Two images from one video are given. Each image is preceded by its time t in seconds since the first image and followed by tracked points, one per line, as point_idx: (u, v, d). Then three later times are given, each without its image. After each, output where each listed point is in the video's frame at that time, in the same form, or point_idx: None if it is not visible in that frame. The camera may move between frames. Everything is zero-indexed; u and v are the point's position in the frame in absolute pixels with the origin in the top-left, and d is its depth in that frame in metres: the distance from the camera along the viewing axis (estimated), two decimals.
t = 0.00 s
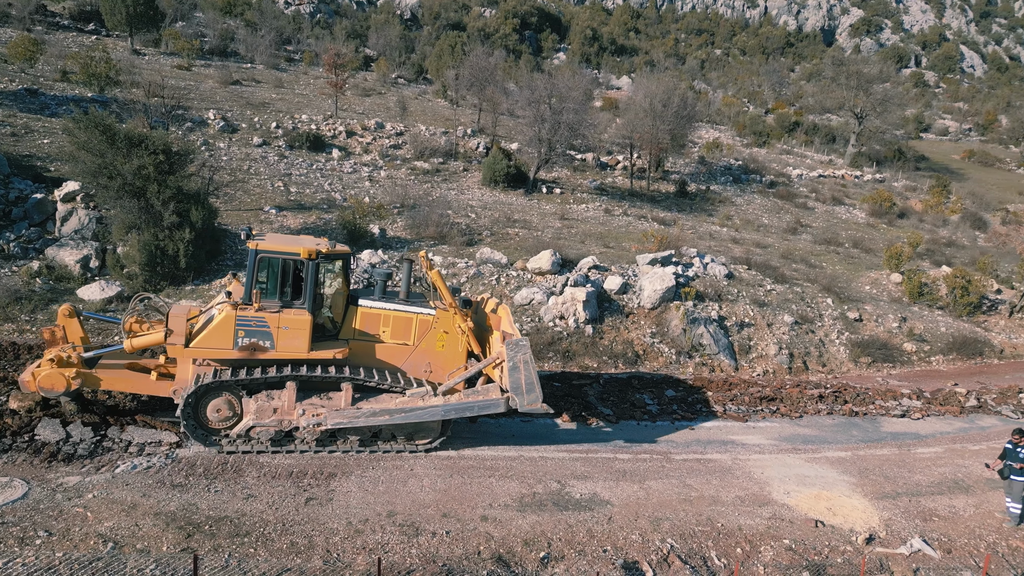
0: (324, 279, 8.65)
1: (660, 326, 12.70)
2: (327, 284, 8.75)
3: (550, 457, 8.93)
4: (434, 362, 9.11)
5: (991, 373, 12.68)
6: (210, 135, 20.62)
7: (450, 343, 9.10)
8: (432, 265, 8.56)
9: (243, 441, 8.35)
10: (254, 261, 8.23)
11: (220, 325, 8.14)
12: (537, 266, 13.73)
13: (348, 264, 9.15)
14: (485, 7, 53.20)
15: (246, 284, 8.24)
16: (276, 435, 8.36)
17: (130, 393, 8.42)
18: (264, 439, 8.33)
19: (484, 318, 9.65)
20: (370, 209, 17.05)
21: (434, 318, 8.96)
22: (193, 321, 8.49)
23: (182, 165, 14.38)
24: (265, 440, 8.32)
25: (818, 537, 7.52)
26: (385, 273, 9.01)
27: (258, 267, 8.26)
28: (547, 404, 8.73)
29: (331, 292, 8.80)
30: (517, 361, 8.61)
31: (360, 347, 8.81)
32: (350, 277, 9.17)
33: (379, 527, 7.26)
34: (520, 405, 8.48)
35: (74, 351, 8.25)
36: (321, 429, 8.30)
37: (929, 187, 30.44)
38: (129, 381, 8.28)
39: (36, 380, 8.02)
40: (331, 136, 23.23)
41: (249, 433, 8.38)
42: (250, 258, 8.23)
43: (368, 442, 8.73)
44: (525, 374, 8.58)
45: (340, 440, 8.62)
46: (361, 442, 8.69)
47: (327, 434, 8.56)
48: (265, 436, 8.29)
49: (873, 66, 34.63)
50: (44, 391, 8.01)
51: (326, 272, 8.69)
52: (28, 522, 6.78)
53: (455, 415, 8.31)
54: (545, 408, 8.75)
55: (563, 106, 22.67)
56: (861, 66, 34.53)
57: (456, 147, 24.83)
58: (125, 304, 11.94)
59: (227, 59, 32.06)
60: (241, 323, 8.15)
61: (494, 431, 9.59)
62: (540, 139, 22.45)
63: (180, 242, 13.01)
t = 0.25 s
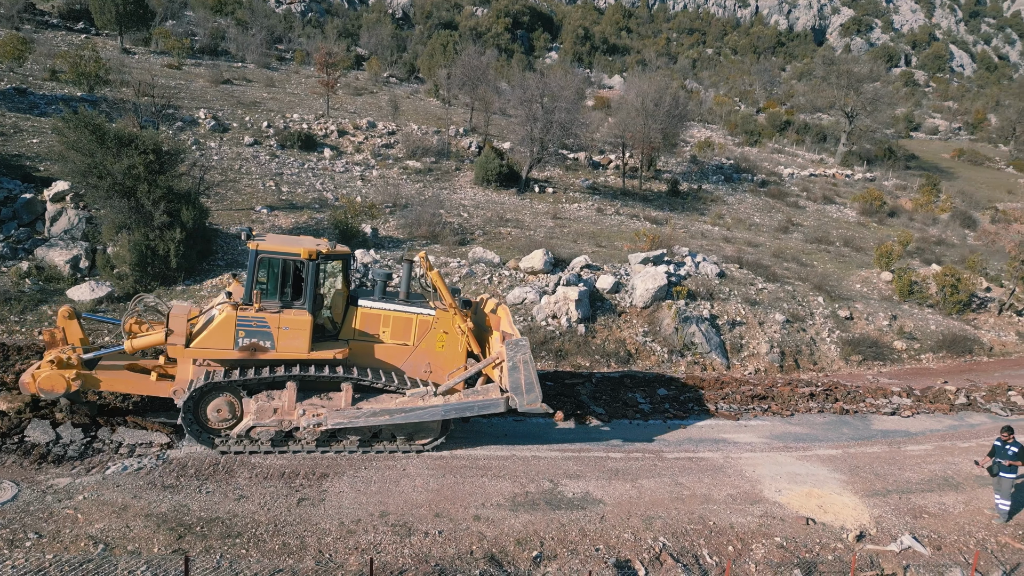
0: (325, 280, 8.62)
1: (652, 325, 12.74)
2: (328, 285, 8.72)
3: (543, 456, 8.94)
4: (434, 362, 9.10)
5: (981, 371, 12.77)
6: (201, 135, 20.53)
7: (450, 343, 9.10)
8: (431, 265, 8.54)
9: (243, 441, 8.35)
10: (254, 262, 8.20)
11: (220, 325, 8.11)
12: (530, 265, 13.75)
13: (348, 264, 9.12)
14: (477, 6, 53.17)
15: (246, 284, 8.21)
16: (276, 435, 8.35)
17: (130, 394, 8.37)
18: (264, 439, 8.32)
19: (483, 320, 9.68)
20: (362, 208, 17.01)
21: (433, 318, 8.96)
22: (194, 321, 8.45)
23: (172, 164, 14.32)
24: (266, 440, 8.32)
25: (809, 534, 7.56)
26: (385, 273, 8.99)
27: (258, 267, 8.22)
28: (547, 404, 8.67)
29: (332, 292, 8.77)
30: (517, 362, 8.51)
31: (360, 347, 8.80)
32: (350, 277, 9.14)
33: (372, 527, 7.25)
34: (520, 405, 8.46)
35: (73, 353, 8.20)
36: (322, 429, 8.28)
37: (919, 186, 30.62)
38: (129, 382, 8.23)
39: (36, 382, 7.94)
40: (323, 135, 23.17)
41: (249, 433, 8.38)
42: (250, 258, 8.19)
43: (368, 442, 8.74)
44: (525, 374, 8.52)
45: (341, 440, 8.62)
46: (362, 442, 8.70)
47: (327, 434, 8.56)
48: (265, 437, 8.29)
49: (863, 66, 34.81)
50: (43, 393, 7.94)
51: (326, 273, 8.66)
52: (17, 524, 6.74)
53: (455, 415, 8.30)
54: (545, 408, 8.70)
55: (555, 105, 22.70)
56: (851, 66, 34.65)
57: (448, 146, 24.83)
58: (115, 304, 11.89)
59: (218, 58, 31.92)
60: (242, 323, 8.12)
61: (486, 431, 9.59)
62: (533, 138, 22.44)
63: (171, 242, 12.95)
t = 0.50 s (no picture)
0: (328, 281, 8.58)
1: (644, 324, 12.77)
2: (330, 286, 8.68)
3: (535, 455, 8.95)
4: (436, 363, 9.10)
5: (970, 368, 12.87)
6: (191, 134, 20.44)
7: (452, 344, 9.09)
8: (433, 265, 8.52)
9: (246, 442, 8.35)
10: (257, 263, 8.14)
11: (223, 326, 8.05)
12: (522, 264, 13.77)
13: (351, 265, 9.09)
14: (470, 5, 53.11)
15: (249, 285, 8.15)
16: (279, 436, 8.36)
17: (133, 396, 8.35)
18: (267, 439, 8.34)
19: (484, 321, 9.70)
20: (354, 208, 16.97)
21: (436, 319, 8.96)
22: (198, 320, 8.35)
23: (162, 164, 14.25)
24: (269, 440, 8.33)
25: (800, 532, 7.59)
26: (388, 274, 8.98)
27: (262, 268, 8.16)
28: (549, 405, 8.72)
29: (335, 293, 8.73)
30: (520, 362, 8.53)
31: (363, 348, 8.79)
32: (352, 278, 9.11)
33: (364, 527, 7.24)
34: (522, 406, 8.50)
35: (75, 356, 8.18)
36: (325, 430, 8.29)
37: (909, 185, 30.80)
38: (132, 384, 8.21)
39: (38, 385, 7.90)
40: (314, 134, 23.10)
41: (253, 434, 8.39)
42: (253, 259, 8.13)
43: (371, 442, 8.76)
44: (528, 375, 8.55)
45: (345, 440, 8.63)
46: (365, 443, 8.71)
47: (331, 434, 8.57)
48: (269, 437, 8.30)
49: (854, 65, 34.96)
50: (45, 396, 7.90)
51: (329, 274, 8.61)
52: (7, 526, 6.70)
53: (458, 416, 8.30)
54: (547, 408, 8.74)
55: (547, 104, 22.72)
56: (842, 65, 34.79)
57: (440, 145, 24.81)
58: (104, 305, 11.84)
59: (208, 56, 31.77)
60: (245, 324, 8.07)
61: (479, 430, 9.60)
62: (525, 138, 22.42)
63: (161, 242, 12.89)
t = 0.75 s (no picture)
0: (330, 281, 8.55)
1: (636, 323, 12.81)
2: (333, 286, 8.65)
3: (528, 454, 8.96)
4: (438, 363, 9.08)
5: (959, 365, 12.98)
6: (182, 133, 20.34)
7: (454, 344, 9.08)
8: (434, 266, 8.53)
9: (249, 442, 8.37)
10: (260, 263, 8.10)
11: (227, 326, 8.00)
12: (515, 264, 13.79)
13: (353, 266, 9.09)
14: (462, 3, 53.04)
15: (252, 285, 8.12)
16: (283, 436, 8.39)
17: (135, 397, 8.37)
18: (271, 439, 8.36)
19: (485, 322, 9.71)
20: (346, 207, 16.93)
21: (438, 319, 8.95)
22: (201, 320, 8.26)
23: (153, 164, 14.18)
24: (272, 440, 8.35)
25: (792, 529, 7.64)
26: (389, 275, 8.98)
27: (264, 269, 8.12)
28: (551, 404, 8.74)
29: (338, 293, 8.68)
30: (522, 362, 8.54)
31: (365, 348, 8.77)
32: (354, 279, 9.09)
33: (357, 528, 7.24)
34: (524, 406, 8.51)
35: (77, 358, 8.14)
36: (328, 429, 8.31)
37: (899, 183, 31.00)
38: (134, 386, 8.22)
39: (40, 388, 7.86)
40: (306, 133, 23.03)
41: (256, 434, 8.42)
42: (256, 260, 8.10)
43: (374, 442, 8.79)
44: (529, 374, 8.56)
45: (348, 440, 8.66)
46: (368, 442, 8.74)
47: (333, 434, 8.59)
48: (272, 437, 8.32)
49: (844, 64, 35.13)
50: (47, 399, 7.87)
51: (332, 274, 8.59)
52: None
53: (461, 416, 8.30)
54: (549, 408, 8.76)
55: (539, 104, 22.75)
56: (833, 64, 34.92)
57: (432, 145, 24.79)
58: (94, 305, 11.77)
59: (198, 55, 31.62)
60: (249, 324, 8.02)
61: (472, 430, 9.60)
62: (517, 137, 22.36)
63: (152, 242, 12.82)
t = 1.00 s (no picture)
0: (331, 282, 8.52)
1: (625, 322, 12.86)
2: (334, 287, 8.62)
3: (517, 453, 8.99)
4: (439, 363, 9.08)
5: (944, 362, 13.13)
6: (168, 133, 20.19)
7: (455, 344, 9.08)
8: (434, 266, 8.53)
9: (250, 442, 8.34)
10: (261, 264, 8.06)
11: (229, 328, 7.96)
12: (504, 263, 13.81)
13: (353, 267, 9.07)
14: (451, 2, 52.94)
15: (253, 286, 8.09)
16: (284, 437, 8.39)
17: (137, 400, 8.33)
18: (272, 440, 8.36)
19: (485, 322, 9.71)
20: (334, 207, 16.88)
21: (438, 320, 8.95)
22: (202, 322, 8.25)
23: (139, 163, 14.07)
24: (274, 441, 8.35)
25: (780, 526, 7.70)
26: (390, 275, 8.98)
27: (266, 270, 8.07)
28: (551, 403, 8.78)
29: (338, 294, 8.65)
30: (523, 362, 8.54)
31: (366, 349, 8.77)
32: (354, 280, 9.08)
33: (347, 528, 7.23)
34: (524, 405, 8.52)
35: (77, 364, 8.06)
36: (331, 430, 8.32)
37: (885, 182, 31.26)
38: (137, 390, 8.18)
39: (41, 395, 7.78)
40: (294, 133, 22.93)
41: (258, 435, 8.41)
42: (257, 261, 8.06)
43: (375, 442, 8.81)
44: (530, 374, 8.56)
45: (349, 440, 8.69)
46: (369, 443, 8.76)
47: (335, 435, 8.62)
48: (274, 438, 8.32)
49: (831, 63, 35.37)
50: (49, 406, 7.81)
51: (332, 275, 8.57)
52: None
53: (462, 415, 8.31)
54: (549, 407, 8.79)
55: (528, 103, 22.77)
56: (820, 63, 35.15)
57: (421, 144, 24.76)
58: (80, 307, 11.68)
59: (185, 54, 31.38)
60: (251, 325, 7.98)
61: (462, 429, 9.61)
62: (505, 136, 22.28)
63: (138, 242, 12.74)
